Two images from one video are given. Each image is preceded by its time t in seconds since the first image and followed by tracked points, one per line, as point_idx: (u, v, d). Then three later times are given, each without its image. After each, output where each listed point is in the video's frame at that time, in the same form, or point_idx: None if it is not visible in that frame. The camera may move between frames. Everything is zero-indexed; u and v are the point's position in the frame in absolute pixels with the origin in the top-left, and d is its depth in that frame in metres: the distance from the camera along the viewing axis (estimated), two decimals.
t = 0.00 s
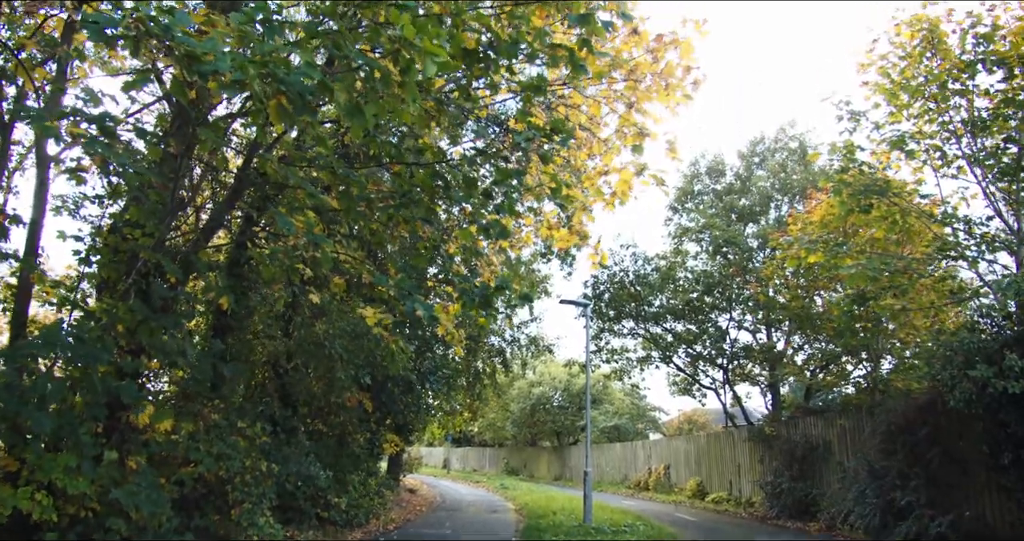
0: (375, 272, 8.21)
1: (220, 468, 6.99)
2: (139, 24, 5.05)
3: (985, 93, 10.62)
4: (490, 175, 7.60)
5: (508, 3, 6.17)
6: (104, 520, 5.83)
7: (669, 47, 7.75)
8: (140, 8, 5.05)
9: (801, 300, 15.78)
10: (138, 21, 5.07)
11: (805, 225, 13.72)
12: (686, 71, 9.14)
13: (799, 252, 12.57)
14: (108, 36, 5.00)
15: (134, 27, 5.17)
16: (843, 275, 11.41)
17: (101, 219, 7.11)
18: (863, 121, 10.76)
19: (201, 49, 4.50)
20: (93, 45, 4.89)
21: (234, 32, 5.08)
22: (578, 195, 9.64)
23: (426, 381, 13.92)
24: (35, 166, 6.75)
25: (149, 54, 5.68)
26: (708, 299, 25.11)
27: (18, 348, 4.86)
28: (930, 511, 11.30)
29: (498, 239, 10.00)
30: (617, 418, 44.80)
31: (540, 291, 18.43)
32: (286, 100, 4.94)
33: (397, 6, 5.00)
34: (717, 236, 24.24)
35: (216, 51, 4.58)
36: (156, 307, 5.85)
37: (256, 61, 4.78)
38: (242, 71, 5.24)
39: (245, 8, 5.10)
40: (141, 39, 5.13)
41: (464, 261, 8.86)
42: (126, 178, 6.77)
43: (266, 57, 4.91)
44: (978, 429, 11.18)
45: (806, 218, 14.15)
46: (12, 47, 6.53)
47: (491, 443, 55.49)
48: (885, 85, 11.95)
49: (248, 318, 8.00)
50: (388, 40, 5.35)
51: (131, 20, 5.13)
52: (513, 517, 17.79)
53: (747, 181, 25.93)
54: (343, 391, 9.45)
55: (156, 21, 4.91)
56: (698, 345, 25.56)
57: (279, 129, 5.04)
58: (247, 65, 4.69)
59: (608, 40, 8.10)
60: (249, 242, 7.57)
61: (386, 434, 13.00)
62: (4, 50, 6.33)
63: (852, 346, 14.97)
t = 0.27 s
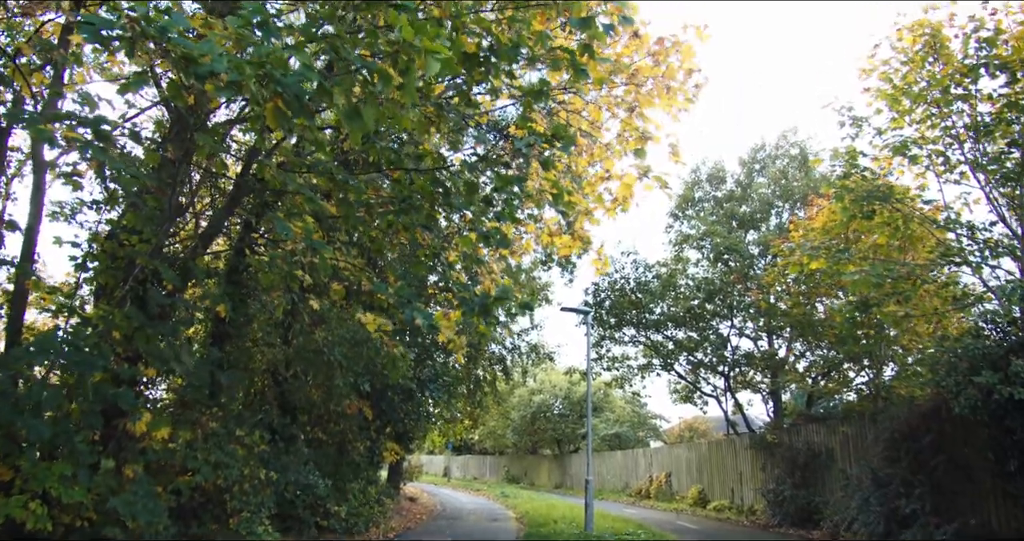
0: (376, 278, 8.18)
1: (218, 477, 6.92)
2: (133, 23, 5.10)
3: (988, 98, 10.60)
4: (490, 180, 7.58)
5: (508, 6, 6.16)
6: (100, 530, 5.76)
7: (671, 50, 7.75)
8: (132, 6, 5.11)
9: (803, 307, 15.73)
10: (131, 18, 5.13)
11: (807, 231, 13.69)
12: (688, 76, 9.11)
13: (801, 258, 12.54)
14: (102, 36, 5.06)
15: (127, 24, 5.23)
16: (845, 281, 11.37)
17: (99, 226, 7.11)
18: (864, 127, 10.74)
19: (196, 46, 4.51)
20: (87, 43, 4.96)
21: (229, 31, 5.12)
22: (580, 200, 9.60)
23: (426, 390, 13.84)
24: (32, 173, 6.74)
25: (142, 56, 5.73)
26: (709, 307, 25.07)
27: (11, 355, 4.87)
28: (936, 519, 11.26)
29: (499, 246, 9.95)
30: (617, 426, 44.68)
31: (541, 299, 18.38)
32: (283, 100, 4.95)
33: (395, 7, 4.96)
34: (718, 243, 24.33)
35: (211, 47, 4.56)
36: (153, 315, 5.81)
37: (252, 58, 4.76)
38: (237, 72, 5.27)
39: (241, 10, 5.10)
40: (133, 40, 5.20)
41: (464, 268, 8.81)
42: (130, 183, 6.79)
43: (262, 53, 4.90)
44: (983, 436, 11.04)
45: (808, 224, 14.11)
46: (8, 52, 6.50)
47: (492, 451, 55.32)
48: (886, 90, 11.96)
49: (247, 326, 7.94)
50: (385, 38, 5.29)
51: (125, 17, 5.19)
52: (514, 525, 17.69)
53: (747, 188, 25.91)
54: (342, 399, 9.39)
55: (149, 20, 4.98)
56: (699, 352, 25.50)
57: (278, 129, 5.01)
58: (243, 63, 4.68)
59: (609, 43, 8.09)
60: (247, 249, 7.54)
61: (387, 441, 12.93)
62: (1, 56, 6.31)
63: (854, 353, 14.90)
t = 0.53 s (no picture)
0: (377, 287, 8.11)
1: (216, 488, 6.82)
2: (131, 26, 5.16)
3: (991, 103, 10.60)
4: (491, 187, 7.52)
5: (510, 10, 6.13)
6: None
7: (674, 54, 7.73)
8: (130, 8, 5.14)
9: (806, 315, 15.67)
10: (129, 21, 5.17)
11: (809, 239, 13.67)
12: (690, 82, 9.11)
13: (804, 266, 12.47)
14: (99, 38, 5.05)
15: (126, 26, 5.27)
16: (849, 289, 11.29)
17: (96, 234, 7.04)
18: (866, 134, 10.72)
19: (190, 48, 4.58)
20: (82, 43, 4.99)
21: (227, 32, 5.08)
22: (582, 207, 9.56)
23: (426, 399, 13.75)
24: (28, 180, 6.67)
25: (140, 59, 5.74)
26: (710, 315, 25.01)
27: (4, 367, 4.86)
28: (942, 530, 11.23)
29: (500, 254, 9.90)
30: (619, 435, 44.53)
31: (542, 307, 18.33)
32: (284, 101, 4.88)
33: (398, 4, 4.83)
34: (720, 251, 24.39)
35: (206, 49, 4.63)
36: (150, 324, 5.74)
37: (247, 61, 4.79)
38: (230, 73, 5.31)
39: (239, 14, 5.04)
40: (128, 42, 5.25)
41: (464, 276, 8.75)
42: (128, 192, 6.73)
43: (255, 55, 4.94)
44: (990, 445, 10.89)
45: (810, 232, 14.08)
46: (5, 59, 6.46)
47: (493, 461, 55.11)
48: (889, 96, 11.97)
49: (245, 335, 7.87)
50: (385, 42, 5.24)
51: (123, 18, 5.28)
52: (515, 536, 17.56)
53: (748, 196, 25.91)
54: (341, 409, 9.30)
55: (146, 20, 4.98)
56: (701, 361, 25.42)
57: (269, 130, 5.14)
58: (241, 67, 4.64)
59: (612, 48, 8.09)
60: (246, 258, 7.48)
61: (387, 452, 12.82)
62: None
63: (857, 361, 14.83)
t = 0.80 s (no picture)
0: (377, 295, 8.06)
1: (213, 499, 6.73)
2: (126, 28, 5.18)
3: (993, 108, 10.60)
4: (492, 194, 7.49)
5: (511, 15, 6.10)
6: None
7: (677, 60, 7.72)
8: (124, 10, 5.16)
9: (809, 323, 15.61)
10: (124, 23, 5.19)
11: (811, 247, 13.62)
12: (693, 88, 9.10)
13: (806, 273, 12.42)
14: (92, 40, 5.04)
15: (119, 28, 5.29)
16: (852, 297, 11.23)
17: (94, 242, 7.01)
18: (869, 140, 10.73)
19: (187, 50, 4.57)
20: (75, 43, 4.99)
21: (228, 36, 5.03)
22: (584, 215, 9.53)
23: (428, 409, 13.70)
24: (25, 187, 6.64)
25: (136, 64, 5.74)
26: (712, 324, 24.94)
27: None
28: None
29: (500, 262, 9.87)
30: (620, 445, 44.36)
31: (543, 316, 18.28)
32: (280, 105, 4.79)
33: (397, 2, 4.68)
34: (721, 259, 24.40)
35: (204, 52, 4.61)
36: (146, 332, 5.69)
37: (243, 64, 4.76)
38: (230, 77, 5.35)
39: (238, 18, 5.01)
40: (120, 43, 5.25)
41: (465, 285, 8.69)
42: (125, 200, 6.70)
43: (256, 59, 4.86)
44: (1001, 453, 11.06)
45: (812, 239, 14.04)
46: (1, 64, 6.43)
47: (494, 471, 54.89)
48: (891, 103, 11.99)
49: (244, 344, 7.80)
50: (385, 47, 5.20)
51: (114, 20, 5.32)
52: None
53: (750, 204, 25.90)
54: (342, 418, 9.21)
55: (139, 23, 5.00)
56: (703, 370, 25.33)
57: (266, 133, 5.08)
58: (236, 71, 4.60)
59: (614, 54, 8.10)
60: (244, 266, 7.44)
61: (386, 462, 12.73)
62: None
63: (860, 369, 14.76)
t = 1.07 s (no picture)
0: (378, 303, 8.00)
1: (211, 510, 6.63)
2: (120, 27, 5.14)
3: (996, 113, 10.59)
4: (493, 200, 7.44)
5: (511, 20, 6.07)
6: None
7: (679, 65, 7.71)
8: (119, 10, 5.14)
9: (811, 331, 15.54)
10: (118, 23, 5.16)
11: (813, 254, 13.57)
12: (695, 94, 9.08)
13: (809, 280, 12.36)
14: (87, 41, 5.01)
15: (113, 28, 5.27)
16: (855, 303, 11.16)
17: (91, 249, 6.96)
18: (872, 146, 10.72)
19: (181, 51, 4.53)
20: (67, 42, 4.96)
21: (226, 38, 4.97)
22: (585, 221, 9.48)
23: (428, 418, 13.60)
24: (23, 194, 6.60)
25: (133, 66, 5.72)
26: (714, 332, 24.88)
27: None
28: None
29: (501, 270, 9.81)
30: (621, 454, 44.20)
31: (544, 324, 18.21)
32: (277, 108, 4.73)
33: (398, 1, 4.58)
34: (722, 267, 24.47)
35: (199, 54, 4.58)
36: (142, 340, 5.63)
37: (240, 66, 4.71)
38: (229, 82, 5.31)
39: (236, 20, 4.94)
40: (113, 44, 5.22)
41: (466, 292, 8.62)
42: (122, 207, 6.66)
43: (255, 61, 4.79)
44: (1007, 461, 11.02)
45: (814, 247, 13.98)
46: None
47: (494, 481, 54.67)
48: (893, 108, 11.99)
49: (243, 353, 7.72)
50: (385, 51, 5.15)
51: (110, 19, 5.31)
52: None
53: (751, 212, 25.89)
54: (342, 428, 9.12)
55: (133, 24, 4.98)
56: (705, 378, 25.24)
57: (262, 137, 5.03)
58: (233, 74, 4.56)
59: (616, 59, 8.09)
60: (242, 274, 7.39)
61: (387, 472, 12.63)
62: None
63: (863, 377, 14.67)
